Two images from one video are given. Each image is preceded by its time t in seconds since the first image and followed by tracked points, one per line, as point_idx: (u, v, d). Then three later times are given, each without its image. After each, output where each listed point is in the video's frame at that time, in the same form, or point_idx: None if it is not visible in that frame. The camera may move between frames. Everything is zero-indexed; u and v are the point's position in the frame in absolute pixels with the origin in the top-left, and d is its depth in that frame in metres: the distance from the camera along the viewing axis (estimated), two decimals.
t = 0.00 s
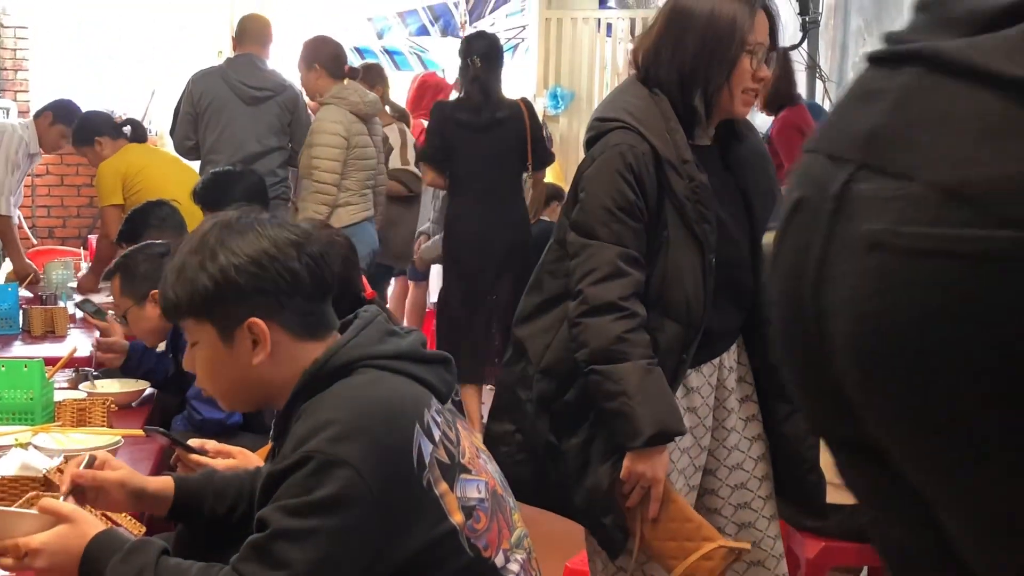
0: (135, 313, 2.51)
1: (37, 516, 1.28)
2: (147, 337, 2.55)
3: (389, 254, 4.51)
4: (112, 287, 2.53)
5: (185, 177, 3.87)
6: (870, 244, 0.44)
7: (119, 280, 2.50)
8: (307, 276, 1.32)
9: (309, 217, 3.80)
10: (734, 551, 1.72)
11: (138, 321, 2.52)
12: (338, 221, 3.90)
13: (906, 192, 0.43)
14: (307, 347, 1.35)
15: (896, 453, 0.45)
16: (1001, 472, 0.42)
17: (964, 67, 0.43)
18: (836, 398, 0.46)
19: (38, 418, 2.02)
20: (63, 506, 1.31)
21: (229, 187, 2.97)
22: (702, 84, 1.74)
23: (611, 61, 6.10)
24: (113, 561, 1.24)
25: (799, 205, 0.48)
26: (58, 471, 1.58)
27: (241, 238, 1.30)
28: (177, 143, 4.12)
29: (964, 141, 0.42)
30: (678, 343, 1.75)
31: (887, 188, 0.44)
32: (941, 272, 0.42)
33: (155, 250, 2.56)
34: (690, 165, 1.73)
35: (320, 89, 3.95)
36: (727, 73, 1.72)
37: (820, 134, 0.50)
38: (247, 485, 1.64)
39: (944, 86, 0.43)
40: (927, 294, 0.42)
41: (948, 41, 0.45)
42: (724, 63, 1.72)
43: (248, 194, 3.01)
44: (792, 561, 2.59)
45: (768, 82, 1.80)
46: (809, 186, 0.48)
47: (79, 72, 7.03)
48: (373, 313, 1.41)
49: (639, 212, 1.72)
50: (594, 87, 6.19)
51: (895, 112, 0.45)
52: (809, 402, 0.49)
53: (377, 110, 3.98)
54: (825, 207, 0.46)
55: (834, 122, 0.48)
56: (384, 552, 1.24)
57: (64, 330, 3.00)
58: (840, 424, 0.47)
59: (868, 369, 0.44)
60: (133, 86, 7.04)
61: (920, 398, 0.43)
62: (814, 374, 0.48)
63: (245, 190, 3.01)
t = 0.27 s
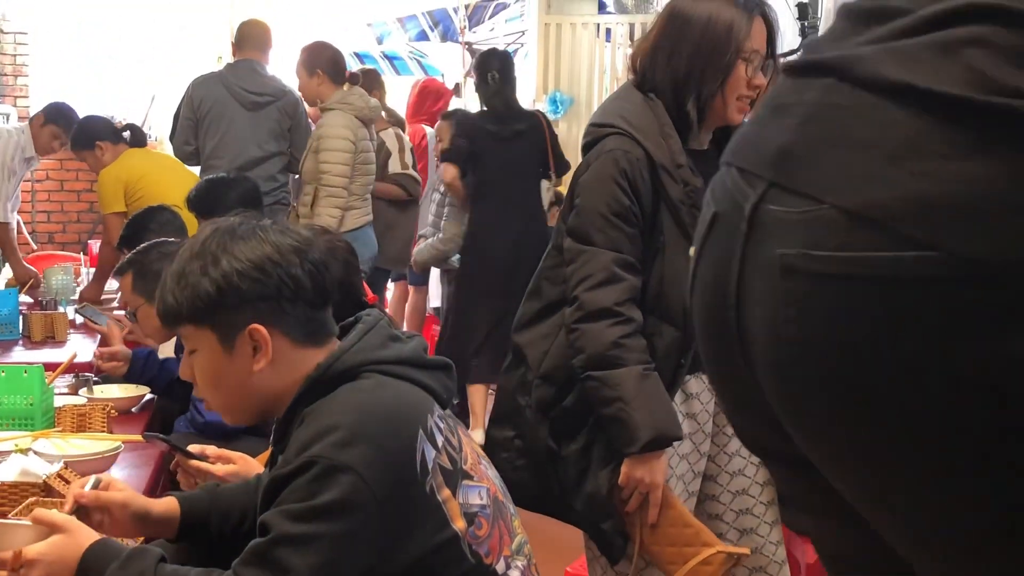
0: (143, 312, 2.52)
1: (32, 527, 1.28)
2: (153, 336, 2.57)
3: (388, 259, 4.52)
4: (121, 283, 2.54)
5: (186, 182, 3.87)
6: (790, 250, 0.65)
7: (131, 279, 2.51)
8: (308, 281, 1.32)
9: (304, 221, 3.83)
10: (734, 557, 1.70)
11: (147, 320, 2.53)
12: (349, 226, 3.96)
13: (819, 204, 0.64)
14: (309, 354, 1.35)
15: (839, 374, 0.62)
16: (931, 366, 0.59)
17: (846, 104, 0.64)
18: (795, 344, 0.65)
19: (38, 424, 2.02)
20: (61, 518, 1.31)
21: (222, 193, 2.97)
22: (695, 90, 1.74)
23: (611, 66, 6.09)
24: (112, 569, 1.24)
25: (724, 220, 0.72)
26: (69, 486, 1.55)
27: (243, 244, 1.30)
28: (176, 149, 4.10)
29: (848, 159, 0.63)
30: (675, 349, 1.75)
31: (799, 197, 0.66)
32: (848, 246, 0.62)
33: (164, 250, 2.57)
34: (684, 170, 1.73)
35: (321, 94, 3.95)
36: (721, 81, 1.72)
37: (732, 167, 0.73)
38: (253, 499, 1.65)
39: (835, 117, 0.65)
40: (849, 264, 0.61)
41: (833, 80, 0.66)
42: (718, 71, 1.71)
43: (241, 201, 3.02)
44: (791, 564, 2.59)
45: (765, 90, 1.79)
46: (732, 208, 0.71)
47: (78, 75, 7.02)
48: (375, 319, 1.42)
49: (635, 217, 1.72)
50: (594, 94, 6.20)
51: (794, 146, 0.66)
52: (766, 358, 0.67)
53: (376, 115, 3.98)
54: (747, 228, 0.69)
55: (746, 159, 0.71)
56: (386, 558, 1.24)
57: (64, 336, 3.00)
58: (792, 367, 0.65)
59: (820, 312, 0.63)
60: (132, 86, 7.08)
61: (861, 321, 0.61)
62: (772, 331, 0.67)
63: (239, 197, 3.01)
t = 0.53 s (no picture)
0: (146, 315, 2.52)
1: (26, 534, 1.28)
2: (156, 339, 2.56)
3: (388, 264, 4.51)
4: (127, 285, 2.54)
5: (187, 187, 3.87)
6: (797, 207, 0.53)
7: (137, 280, 2.51)
8: (307, 286, 1.32)
9: (305, 227, 3.85)
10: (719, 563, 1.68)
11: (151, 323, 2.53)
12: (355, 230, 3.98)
13: (835, 151, 0.51)
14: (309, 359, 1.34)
15: (840, 356, 0.50)
16: (930, 354, 0.46)
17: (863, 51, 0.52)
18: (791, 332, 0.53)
19: (38, 429, 2.02)
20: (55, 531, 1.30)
21: (217, 200, 2.97)
22: (693, 95, 1.74)
23: (611, 71, 6.03)
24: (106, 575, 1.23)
25: (737, 185, 0.61)
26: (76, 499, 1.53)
27: (242, 248, 1.29)
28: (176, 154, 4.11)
29: (861, 106, 0.51)
30: (670, 352, 1.74)
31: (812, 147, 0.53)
32: (860, 204, 0.49)
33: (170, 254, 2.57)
34: (679, 171, 1.73)
35: (320, 100, 3.94)
36: (720, 86, 1.72)
37: (748, 133, 0.62)
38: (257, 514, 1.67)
39: (861, 57, 0.52)
40: (846, 219, 0.49)
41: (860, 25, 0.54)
42: (717, 76, 1.71)
43: (236, 206, 3.01)
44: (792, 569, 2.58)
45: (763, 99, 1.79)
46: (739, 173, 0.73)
47: (78, 75, 7.01)
48: (377, 322, 1.42)
49: (630, 220, 1.72)
50: (594, 100, 6.20)
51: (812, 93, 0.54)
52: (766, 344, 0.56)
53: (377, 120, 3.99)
54: (758, 187, 0.58)
55: (760, 119, 0.59)
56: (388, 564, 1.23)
57: (64, 341, 3.00)
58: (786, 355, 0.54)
59: (815, 287, 0.51)
60: (132, 85, 7.09)
61: (850, 293, 0.49)
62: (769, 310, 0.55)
63: (233, 204, 3.00)
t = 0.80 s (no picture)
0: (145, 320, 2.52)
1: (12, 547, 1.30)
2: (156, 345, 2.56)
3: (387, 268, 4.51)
4: (127, 290, 2.53)
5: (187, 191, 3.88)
6: (847, 188, 0.66)
7: (136, 285, 2.50)
8: (309, 291, 1.32)
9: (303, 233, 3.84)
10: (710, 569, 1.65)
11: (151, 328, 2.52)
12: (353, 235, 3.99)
13: (890, 136, 0.65)
14: (310, 363, 1.34)
15: (884, 303, 0.62)
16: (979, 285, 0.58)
17: (917, 44, 0.67)
18: (841, 287, 0.65)
19: (37, 435, 2.01)
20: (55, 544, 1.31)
21: (216, 206, 2.96)
22: (689, 100, 1.74)
23: (610, 76, 6.12)
24: None
25: (780, 175, 0.75)
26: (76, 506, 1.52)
27: (244, 252, 1.29)
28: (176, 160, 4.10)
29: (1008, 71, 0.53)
30: (666, 354, 1.74)
31: (864, 134, 0.67)
32: (911, 176, 0.63)
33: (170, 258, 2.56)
34: (678, 173, 1.72)
35: (320, 106, 3.94)
36: (716, 91, 1.72)
37: (790, 128, 0.75)
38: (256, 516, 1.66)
39: (912, 51, 0.67)
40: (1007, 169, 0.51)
41: (913, 20, 0.69)
42: (714, 81, 1.71)
43: (236, 212, 3.00)
44: (791, 573, 2.57)
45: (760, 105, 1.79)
46: (791, 162, 0.73)
47: (78, 75, 7.02)
48: (380, 326, 1.42)
49: (628, 222, 1.72)
50: (593, 104, 6.21)
51: (862, 87, 0.68)
52: (804, 304, 0.68)
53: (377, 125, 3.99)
54: (804, 173, 0.71)
55: (806, 116, 0.73)
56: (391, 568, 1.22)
57: (64, 346, 3.00)
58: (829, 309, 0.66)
59: (870, 241, 0.64)
60: (132, 85, 7.07)
61: (896, 242, 0.62)
62: (812, 275, 0.68)
63: (232, 210, 2.99)
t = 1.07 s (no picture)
0: (143, 327, 2.52)
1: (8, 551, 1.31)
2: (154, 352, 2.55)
3: (386, 273, 4.51)
4: (125, 295, 2.52)
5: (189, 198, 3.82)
6: (878, 199, 0.77)
7: (134, 290, 2.49)
8: (309, 297, 1.31)
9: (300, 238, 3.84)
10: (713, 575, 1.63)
11: (148, 333, 2.52)
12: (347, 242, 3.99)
13: (921, 146, 0.76)
14: (312, 370, 1.33)
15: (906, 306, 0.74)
16: (987, 294, 0.69)
17: (941, 51, 0.79)
18: (868, 306, 0.76)
19: (35, 441, 2.01)
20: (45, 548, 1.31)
21: (216, 211, 2.96)
22: (687, 106, 1.74)
23: (607, 81, 6.20)
24: None
25: (805, 183, 0.88)
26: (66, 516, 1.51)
27: (244, 257, 1.29)
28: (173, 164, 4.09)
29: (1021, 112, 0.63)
30: (667, 358, 1.73)
31: (891, 145, 0.79)
32: (947, 188, 0.73)
33: (168, 264, 2.56)
34: (678, 177, 1.72)
35: (316, 112, 3.94)
36: (714, 96, 1.71)
37: (812, 136, 0.89)
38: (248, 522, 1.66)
39: (945, 56, 0.78)
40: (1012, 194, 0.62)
41: (943, 24, 0.80)
42: (713, 85, 1.71)
43: (235, 217, 3.00)
44: None
45: (758, 112, 1.79)
46: (815, 174, 0.86)
47: (79, 74, 7.04)
48: (379, 331, 1.42)
49: (627, 227, 1.71)
50: (591, 109, 6.26)
51: (891, 94, 0.81)
52: (832, 304, 0.81)
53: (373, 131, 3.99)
54: (829, 183, 0.84)
55: (831, 128, 0.86)
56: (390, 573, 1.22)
57: (62, 352, 2.99)
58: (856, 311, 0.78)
59: (898, 251, 0.75)
60: (132, 84, 7.05)
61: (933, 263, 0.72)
62: (842, 282, 0.80)
63: (232, 216, 2.99)
